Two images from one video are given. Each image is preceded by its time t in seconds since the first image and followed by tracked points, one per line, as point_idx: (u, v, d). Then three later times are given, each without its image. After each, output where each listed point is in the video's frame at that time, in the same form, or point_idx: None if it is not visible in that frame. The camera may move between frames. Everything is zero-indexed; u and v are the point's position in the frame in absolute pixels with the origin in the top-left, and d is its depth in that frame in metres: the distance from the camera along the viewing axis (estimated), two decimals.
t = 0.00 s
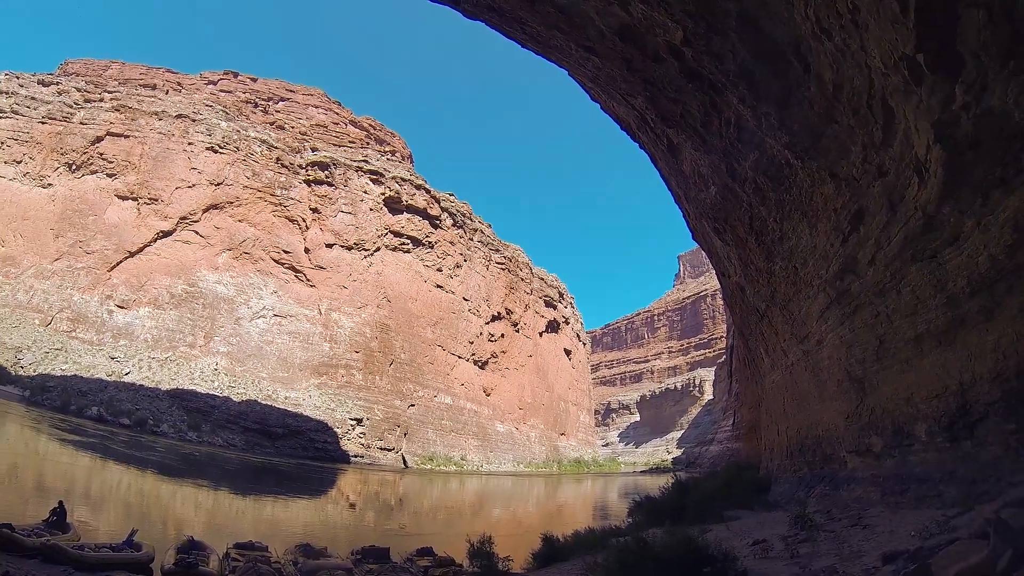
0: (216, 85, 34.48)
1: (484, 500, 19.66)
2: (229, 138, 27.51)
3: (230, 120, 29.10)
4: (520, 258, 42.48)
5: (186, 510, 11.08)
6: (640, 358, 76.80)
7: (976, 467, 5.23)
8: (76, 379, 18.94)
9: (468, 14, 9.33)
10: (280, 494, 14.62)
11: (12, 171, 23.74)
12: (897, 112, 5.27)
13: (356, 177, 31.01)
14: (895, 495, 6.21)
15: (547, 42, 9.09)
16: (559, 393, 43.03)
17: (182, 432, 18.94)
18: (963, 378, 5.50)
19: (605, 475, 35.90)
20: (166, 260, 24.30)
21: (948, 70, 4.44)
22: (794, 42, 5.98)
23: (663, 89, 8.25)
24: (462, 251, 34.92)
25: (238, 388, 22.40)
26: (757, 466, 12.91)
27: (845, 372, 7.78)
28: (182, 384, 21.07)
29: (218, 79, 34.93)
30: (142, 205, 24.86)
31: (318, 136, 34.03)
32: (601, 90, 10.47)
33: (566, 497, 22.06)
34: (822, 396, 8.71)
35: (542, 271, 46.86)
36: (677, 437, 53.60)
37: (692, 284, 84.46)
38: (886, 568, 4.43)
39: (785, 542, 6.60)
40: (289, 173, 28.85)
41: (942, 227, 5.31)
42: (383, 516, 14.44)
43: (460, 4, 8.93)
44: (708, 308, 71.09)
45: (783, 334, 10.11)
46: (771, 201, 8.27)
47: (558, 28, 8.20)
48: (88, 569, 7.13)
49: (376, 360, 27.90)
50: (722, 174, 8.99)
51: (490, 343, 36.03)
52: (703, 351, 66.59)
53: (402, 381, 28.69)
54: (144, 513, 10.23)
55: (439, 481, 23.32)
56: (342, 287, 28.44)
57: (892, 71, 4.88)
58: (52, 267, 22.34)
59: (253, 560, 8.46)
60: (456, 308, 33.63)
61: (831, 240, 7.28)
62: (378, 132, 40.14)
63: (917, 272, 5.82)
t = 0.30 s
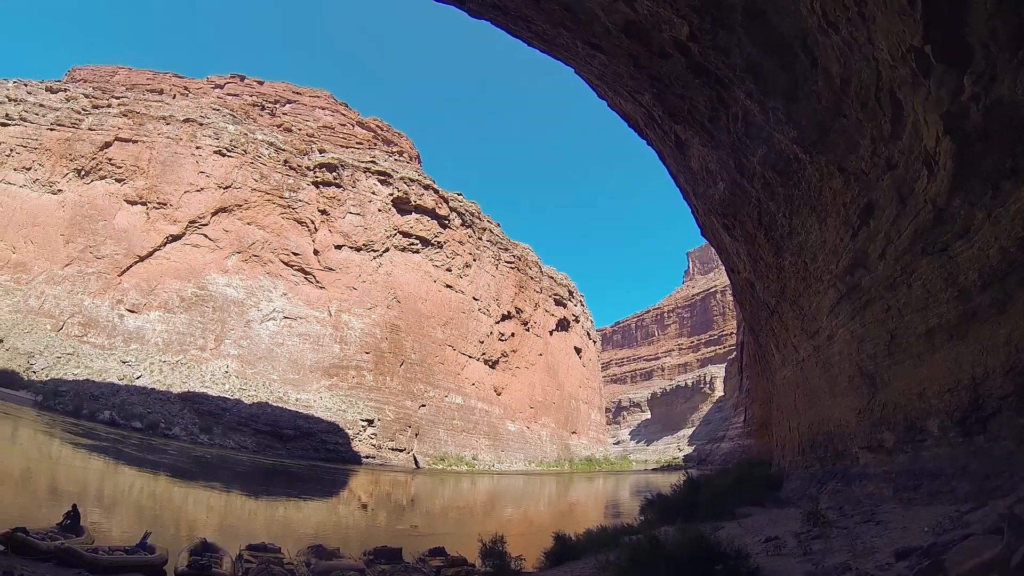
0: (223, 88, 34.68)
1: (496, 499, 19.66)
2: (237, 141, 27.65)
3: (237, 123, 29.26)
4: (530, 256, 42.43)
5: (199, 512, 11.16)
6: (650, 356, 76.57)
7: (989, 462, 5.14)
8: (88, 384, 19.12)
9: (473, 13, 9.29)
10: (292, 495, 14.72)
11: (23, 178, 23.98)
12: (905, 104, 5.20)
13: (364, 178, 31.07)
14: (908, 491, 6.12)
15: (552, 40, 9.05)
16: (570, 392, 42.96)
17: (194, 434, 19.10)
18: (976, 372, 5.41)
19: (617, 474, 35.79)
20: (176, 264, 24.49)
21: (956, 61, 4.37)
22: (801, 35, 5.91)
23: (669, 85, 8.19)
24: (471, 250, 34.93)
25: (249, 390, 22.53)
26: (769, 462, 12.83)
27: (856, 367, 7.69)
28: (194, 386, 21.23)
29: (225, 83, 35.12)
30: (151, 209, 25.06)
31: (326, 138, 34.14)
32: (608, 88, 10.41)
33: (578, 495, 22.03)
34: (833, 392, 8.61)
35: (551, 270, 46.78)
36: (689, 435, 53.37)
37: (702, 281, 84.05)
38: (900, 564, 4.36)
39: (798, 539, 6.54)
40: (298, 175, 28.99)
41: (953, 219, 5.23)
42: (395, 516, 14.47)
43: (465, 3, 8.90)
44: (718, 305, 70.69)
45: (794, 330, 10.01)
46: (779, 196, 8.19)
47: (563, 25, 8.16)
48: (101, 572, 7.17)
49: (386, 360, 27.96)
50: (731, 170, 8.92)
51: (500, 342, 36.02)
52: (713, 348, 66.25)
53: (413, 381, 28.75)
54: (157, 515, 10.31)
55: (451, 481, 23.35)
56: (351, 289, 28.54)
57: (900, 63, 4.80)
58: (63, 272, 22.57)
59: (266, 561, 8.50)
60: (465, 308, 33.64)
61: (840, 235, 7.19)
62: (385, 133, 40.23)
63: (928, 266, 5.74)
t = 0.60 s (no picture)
0: (237, 94, 35.00)
1: (515, 499, 19.59)
2: (252, 146, 27.87)
3: (252, 128, 29.51)
4: (547, 256, 42.24)
5: (220, 514, 11.27)
6: (668, 354, 76.03)
7: (1011, 458, 4.98)
8: (108, 388, 19.43)
9: (485, 14, 9.20)
10: (312, 496, 14.83)
11: (41, 186, 24.41)
12: (921, 95, 5.06)
13: (380, 180, 31.23)
14: (930, 488, 5.97)
15: (564, 39, 8.96)
16: (589, 391, 42.76)
17: (213, 437, 19.34)
18: (997, 367, 5.25)
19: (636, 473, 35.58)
20: (193, 268, 24.79)
21: (972, 50, 4.23)
22: (814, 29, 5.77)
23: (682, 82, 8.07)
24: (488, 251, 34.89)
25: (268, 392, 22.74)
26: (789, 460, 12.62)
27: (876, 362, 7.52)
28: (213, 390, 21.48)
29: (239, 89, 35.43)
30: (168, 215, 25.38)
31: (340, 141, 34.34)
32: (621, 86, 10.30)
33: (598, 494, 21.90)
34: (853, 388, 8.43)
35: (568, 268, 46.58)
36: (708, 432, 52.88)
37: (719, 277, 83.20)
38: (922, 563, 4.23)
39: (818, 537, 6.40)
40: (313, 178, 29.19)
41: (972, 211, 5.08)
42: (414, 517, 14.50)
43: (476, 5, 8.83)
44: (736, 302, 69.92)
45: (812, 326, 9.82)
46: (795, 190, 8.04)
47: (574, 24, 8.07)
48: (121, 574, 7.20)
49: (404, 362, 28.03)
50: (746, 166, 8.78)
51: (517, 342, 35.96)
52: (732, 345, 65.55)
53: (431, 382, 28.79)
54: (178, 517, 10.42)
55: (470, 481, 23.35)
56: (368, 290, 28.67)
57: (915, 55, 4.67)
58: (82, 279, 22.95)
59: (286, 562, 8.54)
60: (483, 308, 33.63)
61: (857, 229, 7.03)
62: (398, 135, 40.32)
63: (947, 259, 5.59)
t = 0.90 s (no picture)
0: (251, 97, 35.30)
1: (534, 497, 19.56)
2: (267, 149, 28.07)
3: (266, 130, 29.73)
4: (563, 252, 42.03)
5: (239, 514, 11.38)
6: (685, 349, 75.44)
7: None
8: (128, 390, 19.77)
9: (497, 12, 9.11)
10: (331, 495, 14.92)
11: (59, 193, 24.92)
12: (938, 85, 4.94)
13: (394, 180, 31.32)
14: (951, 483, 5.82)
15: (576, 34, 8.85)
16: (607, 387, 42.54)
17: (232, 438, 19.59)
18: (1018, 361, 5.09)
19: (655, 469, 35.33)
20: (211, 271, 25.09)
21: (989, 37, 4.11)
22: (829, 19, 5.64)
23: (696, 76, 7.95)
24: (504, 248, 34.81)
25: (286, 393, 22.94)
26: (808, 455, 12.42)
27: (895, 356, 7.35)
28: (232, 391, 21.74)
29: (253, 92, 35.72)
30: (184, 219, 25.71)
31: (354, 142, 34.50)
32: (635, 81, 10.18)
33: (617, 491, 21.79)
34: (872, 382, 8.25)
35: (584, 265, 46.32)
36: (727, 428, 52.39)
37: (737, 272, 82.24)
38: (943, 558, 4.12)
39: (838, 533, 6.27)
40: (328, 179, 29.36)
41: (991, 201, 4.94)
42: (433, 515, 14.51)
43: (487, 3, 8.74)
44: (754, 296, 69.04)
45: (830, 320, 9.64)
46: (812, 183, 7.89)
47: (587, 20, 7.97)
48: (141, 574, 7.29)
49: (422, 360, 28.10)
50: (762, 159, 8.63)
51: (535, 339, 35.88)
52: (750, 339, 64.81)
53: (449, 381, 28.83)
54: (197, 517, 10.54)
55: (489, 479, 23.36)
56: (385, 290, 28.79)
57: (931, 43, 4.55)
58: (101, 283, 23.37)
59: (306, 561, 8.59)
60: (500, 306, 33.57)
61: (875, 221, 6.88)
62: (412, 134, 40.35)
63: (966, 250, 5.44)
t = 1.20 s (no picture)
0: (264, 101, 35.66)
1: (551, 496, 19.49)
2: (281, 152, 28.33)
3: (280, 134, 29.99)
4: (579, 252, 41.84)
5: (257, 516, 11.45)
6: (701, 347, 74.83)
7: None
8: (146, 394, 20.06)
9: (508, 11, 9.01)
10: (348, 496, 14.98)
11: (76, 200, 25.31)
12: (953, 76, 4.83)
13: (409, 181, 31.42)
14: (971, 481, 5.67)
15: (587, 32, 8.74)
16: (624, 386, 42.29)
17: (250, 440, 19.77)
18: None
19: (673, 468, 35.07)
20: (227, 274, 25.37)
21: (1004, 26, 4.00)
22: (841, 12, 5.53)
23: (709, 71, 7.82)
24: (520, 248, 34.74)
25: (303, 395, 23.10)
26: (826, 452, 12.21)
27: (913, 352, 7.19)
28: (249, 393, 21.95)
29: (266, 96, 36.09)
30: (200, 223, 26.03)
31: (367, 144, 34.69)
32: (647, 78, 10.05)
33: (635, 490, 21.64)
34: (891, 379, 8.07)
35: (599, 263, 46.09)
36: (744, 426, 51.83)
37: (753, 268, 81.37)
38: (964, 556, 3.99)
39: (857, 531, 6.13)
40: (342, 181, 29.55)
41: (1008, 194, 4.83)
42: (450, 516, 14.50)
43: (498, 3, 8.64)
44: (771, 293, 68.22)
45: (847, 316, 9.45)
46: (827, 178, 7.75)
47: (599, 18, 7.86)
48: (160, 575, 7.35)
49: (438, 361, 28.13)
50: (776, 154, 8.49)
51: (551, 338, 35.76)
52: (767, 336, 64.08)
53: (466, 381, 28.81)
54: (215, 519, 10.62)
55: (506, 479, 23.32)
56: (400, 291, 28.89)
57: (944, 33, 4.45)
58: (119, 288, 23.75)
59: (324, 562, 8.61)
60: (516, 306, 33.50)
61: (891, 215, 6.74)
62: (425, 136, 40.38)
63: (984, 244, 5.32)
